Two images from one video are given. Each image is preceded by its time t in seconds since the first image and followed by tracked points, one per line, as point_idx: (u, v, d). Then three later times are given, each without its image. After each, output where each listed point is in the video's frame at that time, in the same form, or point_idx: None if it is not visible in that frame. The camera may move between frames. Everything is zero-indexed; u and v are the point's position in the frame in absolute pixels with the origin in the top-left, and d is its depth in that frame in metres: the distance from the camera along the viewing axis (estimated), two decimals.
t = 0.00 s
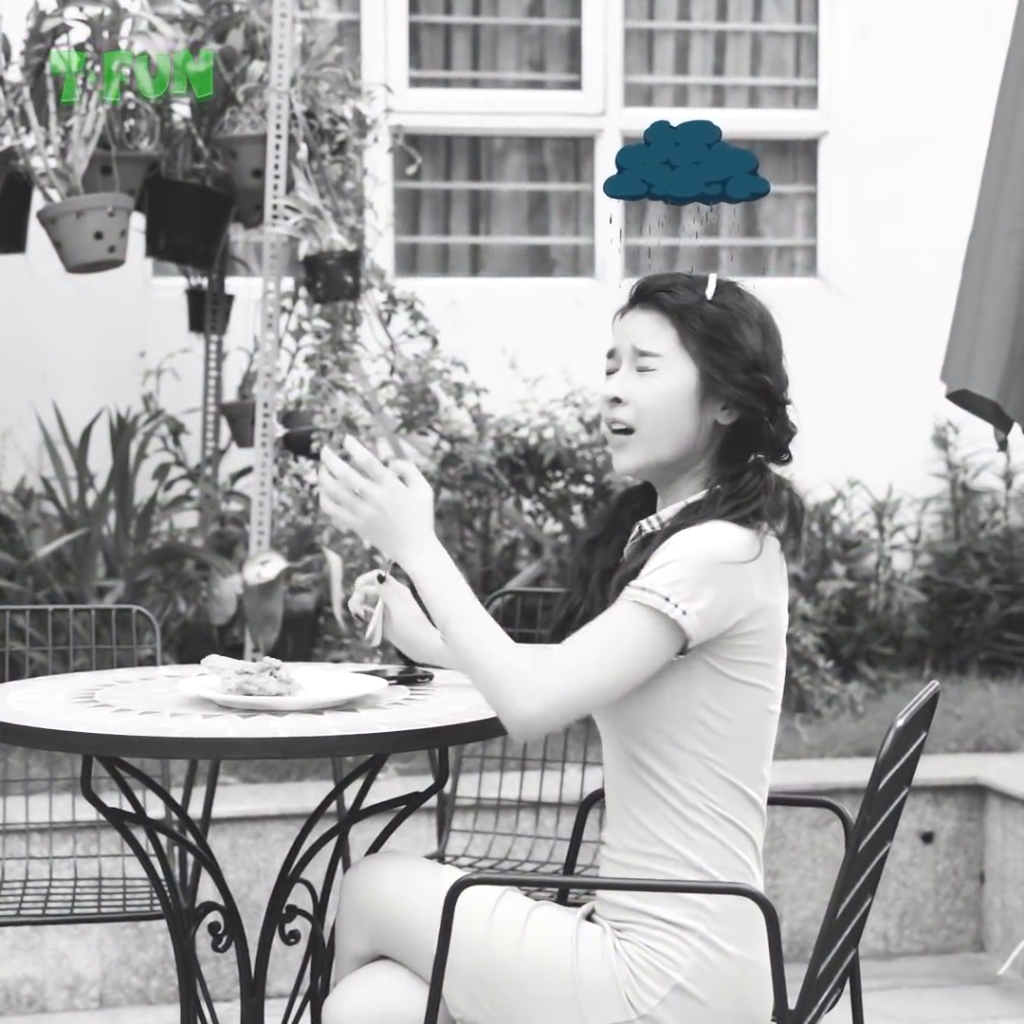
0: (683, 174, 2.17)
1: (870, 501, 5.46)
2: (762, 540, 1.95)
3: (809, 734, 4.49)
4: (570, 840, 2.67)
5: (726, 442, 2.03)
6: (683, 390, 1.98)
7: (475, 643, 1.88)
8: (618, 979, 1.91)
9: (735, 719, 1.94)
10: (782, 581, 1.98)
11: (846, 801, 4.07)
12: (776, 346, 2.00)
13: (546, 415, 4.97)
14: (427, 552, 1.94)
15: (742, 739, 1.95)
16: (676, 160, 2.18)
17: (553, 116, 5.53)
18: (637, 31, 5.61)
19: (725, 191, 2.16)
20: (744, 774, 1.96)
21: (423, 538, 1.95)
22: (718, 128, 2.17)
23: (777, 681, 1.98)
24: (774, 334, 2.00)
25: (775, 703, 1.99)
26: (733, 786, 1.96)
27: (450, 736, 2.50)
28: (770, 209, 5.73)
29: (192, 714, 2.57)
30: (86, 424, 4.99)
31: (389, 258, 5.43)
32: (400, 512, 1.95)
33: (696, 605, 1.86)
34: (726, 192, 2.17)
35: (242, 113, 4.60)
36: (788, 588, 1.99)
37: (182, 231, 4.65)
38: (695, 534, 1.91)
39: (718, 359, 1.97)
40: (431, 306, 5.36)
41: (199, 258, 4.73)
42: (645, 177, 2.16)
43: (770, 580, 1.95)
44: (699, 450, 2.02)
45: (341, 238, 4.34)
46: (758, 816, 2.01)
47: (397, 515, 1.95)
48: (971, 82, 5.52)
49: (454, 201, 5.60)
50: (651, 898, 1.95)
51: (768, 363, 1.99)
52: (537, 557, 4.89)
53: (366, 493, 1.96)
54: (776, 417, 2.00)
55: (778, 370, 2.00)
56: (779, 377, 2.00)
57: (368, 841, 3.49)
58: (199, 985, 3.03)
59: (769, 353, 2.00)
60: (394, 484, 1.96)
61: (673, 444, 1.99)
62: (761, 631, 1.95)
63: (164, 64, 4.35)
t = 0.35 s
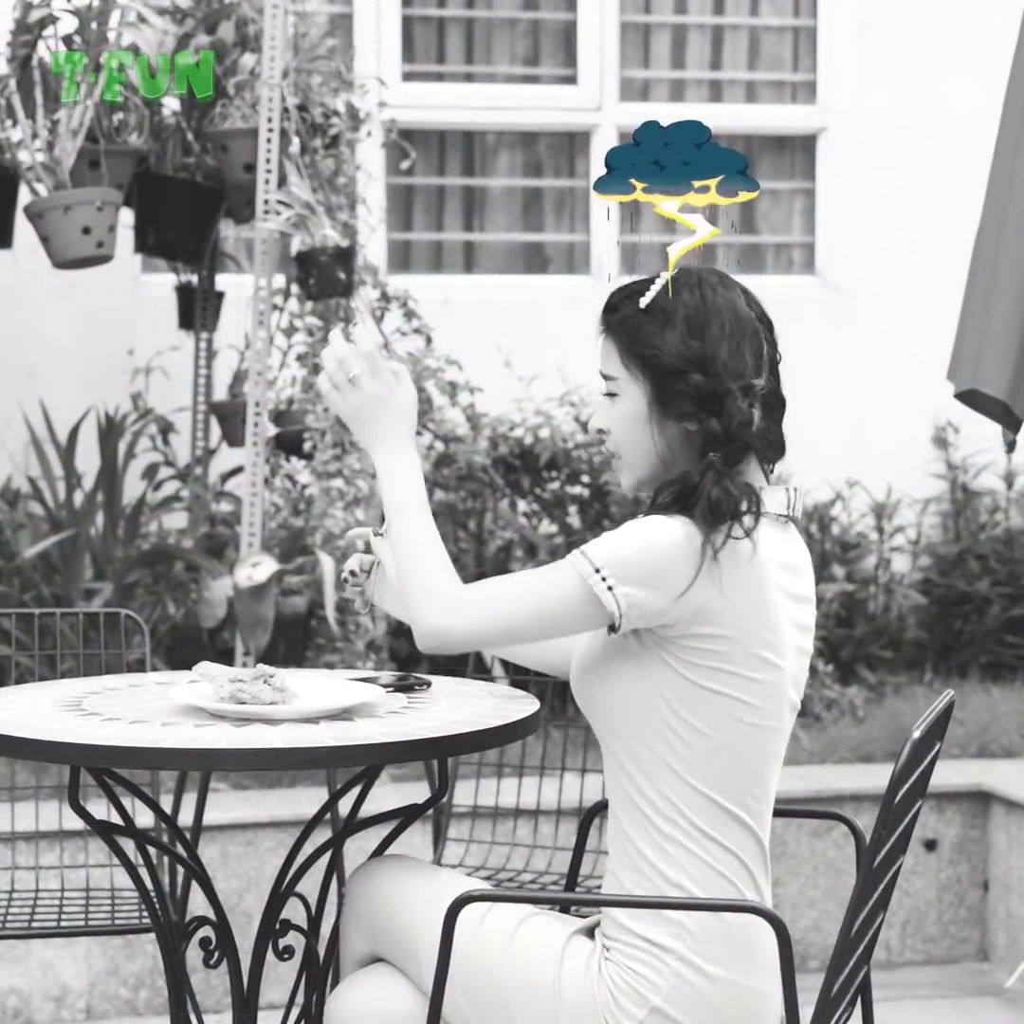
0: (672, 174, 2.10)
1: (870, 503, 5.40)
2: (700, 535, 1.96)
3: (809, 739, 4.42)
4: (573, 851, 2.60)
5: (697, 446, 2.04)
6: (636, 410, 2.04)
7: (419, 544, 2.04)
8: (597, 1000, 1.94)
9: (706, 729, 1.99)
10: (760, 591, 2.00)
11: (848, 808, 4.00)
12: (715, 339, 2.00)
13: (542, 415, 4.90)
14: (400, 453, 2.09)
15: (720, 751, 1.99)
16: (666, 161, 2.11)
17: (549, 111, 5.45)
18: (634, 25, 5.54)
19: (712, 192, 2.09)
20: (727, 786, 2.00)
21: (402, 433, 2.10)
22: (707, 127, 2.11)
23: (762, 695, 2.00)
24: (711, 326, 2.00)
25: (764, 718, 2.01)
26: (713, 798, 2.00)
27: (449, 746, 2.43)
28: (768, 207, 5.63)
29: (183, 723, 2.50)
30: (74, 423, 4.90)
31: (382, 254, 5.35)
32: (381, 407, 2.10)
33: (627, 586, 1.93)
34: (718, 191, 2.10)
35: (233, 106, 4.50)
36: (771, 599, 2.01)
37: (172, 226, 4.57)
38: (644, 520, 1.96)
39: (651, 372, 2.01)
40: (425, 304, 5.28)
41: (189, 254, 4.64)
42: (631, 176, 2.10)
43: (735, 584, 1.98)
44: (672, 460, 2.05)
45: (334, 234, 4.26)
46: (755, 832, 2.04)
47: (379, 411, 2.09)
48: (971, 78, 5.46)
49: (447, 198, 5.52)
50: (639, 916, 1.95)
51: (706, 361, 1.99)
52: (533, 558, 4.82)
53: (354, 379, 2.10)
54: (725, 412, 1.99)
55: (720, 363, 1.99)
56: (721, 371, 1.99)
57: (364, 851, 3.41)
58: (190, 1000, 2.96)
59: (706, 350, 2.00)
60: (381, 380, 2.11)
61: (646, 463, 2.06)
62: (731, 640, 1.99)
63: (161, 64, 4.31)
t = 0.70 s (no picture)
0: (663, 174, 2.22)
1: (876, 505, 5.34)
2: (689, 527, 1.99)
3: (816, 745, 4.36)
4: (584, 865, 2.54)
5: (701, 449, 2.07)
6: (638, 424, 2.08)
7: (434, 527, 2.11)
8: None
9: (703, 751, 2.02)
10: (759, 611, 2.00)
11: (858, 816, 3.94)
12: (699, 338, 2.04)
13: (545, 416, 4.84)
14: (429, 448, 2.19)
15: (718, 774, 2.02)
16: (656, 161, 2.23)
17: (552, 109, 5.39)
18: (637, 22, 5.48)
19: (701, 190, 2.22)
20: (727, 807, 2.03)
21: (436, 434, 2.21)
22: (697, 130, 2.22)
23: (763, 715, 2.01)
24: (694, 326, 2.04)
25: (765, 738, 2.02)
26: (711, 819, 2.03)
27: (457, 759, 2.36)
28: (773, 206, 5.57)
29: (183, 735, 2.43)
30: (70, 425, 4.83)
31: (383, 253, 5.28)
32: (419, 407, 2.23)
33: (616, 577, 1.98)
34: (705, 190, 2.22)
35: (232, 105, 4.42)
36: (774, 618, 2.01)
37: (171, 224, 4.50)
38: (639, 516, 2.02)
39: (643, 381, 2.05)
40: (426, 304, 5.22)
41: (187, 254, 4.57)
42: (624, 176, 2.21)
43: (731, 601, 1.99)
44: (680, 467, 2.09)
45: (336, 233, 4.20)
46: (761, 852, 2.06)
47: (417, 412, 2.22)
48: (978, 74, 5.40)
49: (448, 196, 5.46)
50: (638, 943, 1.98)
51: (694, 361, 2.03)
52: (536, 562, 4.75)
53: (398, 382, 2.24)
54: (721, 408, 2.03)
55: (708, 361, 2.03)
56: (710, 369, 2.03)
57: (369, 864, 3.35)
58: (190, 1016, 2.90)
59: (694, 350, 2.04)
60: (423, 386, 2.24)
61: (657, 474, 2.10)
62: (726, 661, 2.00)
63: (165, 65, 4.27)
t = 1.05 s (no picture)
0: (652, 174, 2.11)
1: (875, 508, 5.28)
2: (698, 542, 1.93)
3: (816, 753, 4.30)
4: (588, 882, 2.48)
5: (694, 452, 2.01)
6: (631, 428, 2.03)
7: (440, 605, 2.06)
8: None
9: (705, 773, 1.96)
10: (758, 627, 1.93)
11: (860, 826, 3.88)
12: (690, 337, 1.98)
13: (541, 418, 4.77)
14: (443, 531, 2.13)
15: (720, 797, 1.96)
16: (645, 161, 2.13)
17: (547, 106, 5.32)
18: (633, 19, 5.42)
19: (690, 192, 2.09)
20: (730, 830, 1.97)
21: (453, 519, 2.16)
22: (687, 128, 2.11)
23: (766, 733, 1.95)
24: (685, 325, 1.98)
25: (768, 758, 1.95)
26: (714, 842, 1.98)
27: (458, 775, 2.29)
28: (771, 205, 5.52)
29: (177, 749, 2.36)
30: (59, 426, 4.76)
31: (376, 253, 5.22)
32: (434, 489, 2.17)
33: (618, 616, 1.92)
34: (695, 193, 2.11)
35: (224, 101, 4.36)
36: (774, 633, 1.94)
37: (162, 223, 4.43)
38: (633, 544, 1.95)
39: (633, 381, 1.99)
40: (420, 303, 5.16)
41: (178, 254, 4.51)
42: (614, 177, 2.12)
43: (728, 618, 1.93)
44: (673, 472, 2.02)
45: (329, 232, 4.13)
46: (769, 875, 1.99)
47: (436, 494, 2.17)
48: (977, 72, 5.34)
49: (442, 195, 5.39)
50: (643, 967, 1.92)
51: (684, 360, 1.97)
52: (532, 566, 4.68)
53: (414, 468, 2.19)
54: (711, 408, 1.97)
55: (699, 360, 1.97)
56: (701, 369, 1.97)
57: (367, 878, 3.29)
58: None
59: (684, 349, 1.98)
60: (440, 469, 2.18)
61: (651, 480, 2.04)
62: (725, 680, 1.94)
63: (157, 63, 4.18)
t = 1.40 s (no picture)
0: (642, 175, 2.08)
1: (884, 510, 5.21)
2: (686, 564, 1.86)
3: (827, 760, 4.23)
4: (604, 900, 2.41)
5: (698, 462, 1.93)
6: (634, 438, 1.96)
7: (470, 701, 1.98)
8: None
9: (733, 792, 1.89)
10: (784, 642, 1.86)
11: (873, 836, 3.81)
12: (691, 345, 1.90)
13: (547, 420, 4.70)
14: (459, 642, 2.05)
15: (746, 816, 1.90)
16: (635, 161, 2.09)
17: (552, 103, 5.24)
18: (638, 13, 5.34)
19: (681, 193, 2.06)
20: (755, 851, 1.90)
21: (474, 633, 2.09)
22: (679, 127, 2.08)
23: (794, 750, 1.88)
24: (687, 333, 1.90)
25: (795, 775, 1.88)
26: (740, 863, 1.91)
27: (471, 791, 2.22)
28: (778, 202, 5.44)
29: (179, 763, 2.28)
30: (55, 427, 4.68)
31: (377, 252, 5.14)
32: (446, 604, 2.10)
33: (651, 656, 1.85)
34: (684, 193, 2.07)
35: (224, 96, 4.29)
36: (801, 647, 1.87)
37: (159, 221, 4.35)
38: (645, 578, 1.89)
39: (635, 389, 1.92)
40: (422, 302, 5.08)
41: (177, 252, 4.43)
42: (603, 178, 2.08)
43: (752, 635, 1.85)
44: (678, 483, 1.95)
45: (332, 230, 4.06)
46: (799, 896, 1.92)
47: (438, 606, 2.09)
48: (987, 68, 5.27)
49: (444, 193, 5.32)
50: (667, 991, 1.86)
51: (684, 369, 1.90)
52: (537, 570, 4.61)
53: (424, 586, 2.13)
54: (708, 420, 1.89)
55: (699, 370, 1.89)
56: (701, 379, 1.89)
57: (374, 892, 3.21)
58: None
59: (685, 359, 1.90)
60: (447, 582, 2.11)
61: (656, 491, 1.97)
62: (750, 698, 1.87)
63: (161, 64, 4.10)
